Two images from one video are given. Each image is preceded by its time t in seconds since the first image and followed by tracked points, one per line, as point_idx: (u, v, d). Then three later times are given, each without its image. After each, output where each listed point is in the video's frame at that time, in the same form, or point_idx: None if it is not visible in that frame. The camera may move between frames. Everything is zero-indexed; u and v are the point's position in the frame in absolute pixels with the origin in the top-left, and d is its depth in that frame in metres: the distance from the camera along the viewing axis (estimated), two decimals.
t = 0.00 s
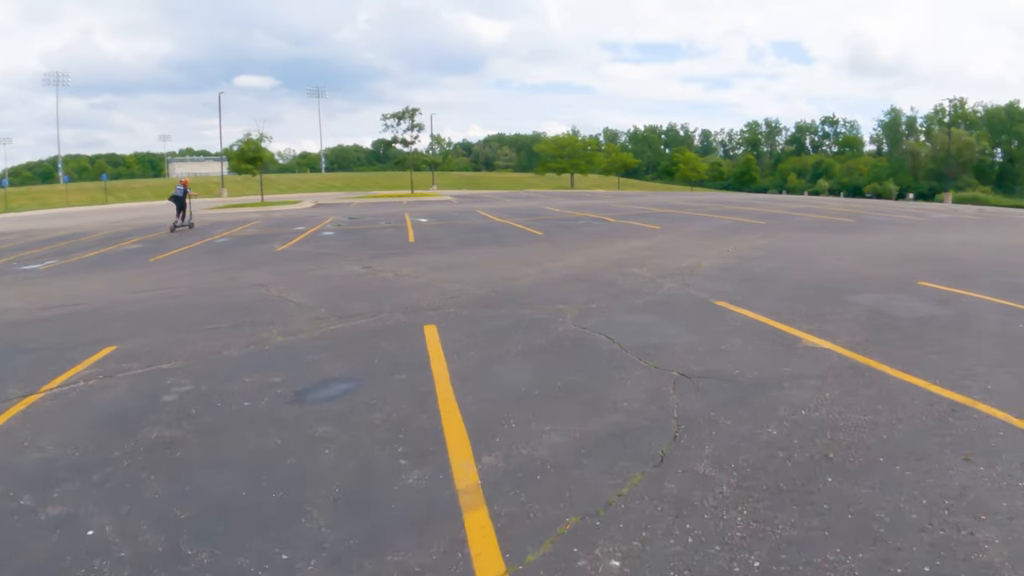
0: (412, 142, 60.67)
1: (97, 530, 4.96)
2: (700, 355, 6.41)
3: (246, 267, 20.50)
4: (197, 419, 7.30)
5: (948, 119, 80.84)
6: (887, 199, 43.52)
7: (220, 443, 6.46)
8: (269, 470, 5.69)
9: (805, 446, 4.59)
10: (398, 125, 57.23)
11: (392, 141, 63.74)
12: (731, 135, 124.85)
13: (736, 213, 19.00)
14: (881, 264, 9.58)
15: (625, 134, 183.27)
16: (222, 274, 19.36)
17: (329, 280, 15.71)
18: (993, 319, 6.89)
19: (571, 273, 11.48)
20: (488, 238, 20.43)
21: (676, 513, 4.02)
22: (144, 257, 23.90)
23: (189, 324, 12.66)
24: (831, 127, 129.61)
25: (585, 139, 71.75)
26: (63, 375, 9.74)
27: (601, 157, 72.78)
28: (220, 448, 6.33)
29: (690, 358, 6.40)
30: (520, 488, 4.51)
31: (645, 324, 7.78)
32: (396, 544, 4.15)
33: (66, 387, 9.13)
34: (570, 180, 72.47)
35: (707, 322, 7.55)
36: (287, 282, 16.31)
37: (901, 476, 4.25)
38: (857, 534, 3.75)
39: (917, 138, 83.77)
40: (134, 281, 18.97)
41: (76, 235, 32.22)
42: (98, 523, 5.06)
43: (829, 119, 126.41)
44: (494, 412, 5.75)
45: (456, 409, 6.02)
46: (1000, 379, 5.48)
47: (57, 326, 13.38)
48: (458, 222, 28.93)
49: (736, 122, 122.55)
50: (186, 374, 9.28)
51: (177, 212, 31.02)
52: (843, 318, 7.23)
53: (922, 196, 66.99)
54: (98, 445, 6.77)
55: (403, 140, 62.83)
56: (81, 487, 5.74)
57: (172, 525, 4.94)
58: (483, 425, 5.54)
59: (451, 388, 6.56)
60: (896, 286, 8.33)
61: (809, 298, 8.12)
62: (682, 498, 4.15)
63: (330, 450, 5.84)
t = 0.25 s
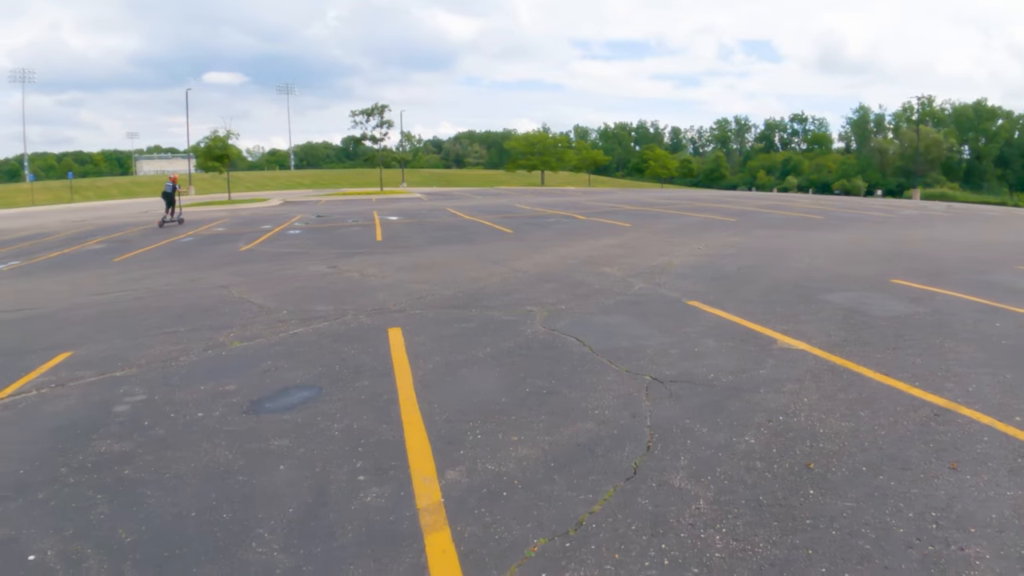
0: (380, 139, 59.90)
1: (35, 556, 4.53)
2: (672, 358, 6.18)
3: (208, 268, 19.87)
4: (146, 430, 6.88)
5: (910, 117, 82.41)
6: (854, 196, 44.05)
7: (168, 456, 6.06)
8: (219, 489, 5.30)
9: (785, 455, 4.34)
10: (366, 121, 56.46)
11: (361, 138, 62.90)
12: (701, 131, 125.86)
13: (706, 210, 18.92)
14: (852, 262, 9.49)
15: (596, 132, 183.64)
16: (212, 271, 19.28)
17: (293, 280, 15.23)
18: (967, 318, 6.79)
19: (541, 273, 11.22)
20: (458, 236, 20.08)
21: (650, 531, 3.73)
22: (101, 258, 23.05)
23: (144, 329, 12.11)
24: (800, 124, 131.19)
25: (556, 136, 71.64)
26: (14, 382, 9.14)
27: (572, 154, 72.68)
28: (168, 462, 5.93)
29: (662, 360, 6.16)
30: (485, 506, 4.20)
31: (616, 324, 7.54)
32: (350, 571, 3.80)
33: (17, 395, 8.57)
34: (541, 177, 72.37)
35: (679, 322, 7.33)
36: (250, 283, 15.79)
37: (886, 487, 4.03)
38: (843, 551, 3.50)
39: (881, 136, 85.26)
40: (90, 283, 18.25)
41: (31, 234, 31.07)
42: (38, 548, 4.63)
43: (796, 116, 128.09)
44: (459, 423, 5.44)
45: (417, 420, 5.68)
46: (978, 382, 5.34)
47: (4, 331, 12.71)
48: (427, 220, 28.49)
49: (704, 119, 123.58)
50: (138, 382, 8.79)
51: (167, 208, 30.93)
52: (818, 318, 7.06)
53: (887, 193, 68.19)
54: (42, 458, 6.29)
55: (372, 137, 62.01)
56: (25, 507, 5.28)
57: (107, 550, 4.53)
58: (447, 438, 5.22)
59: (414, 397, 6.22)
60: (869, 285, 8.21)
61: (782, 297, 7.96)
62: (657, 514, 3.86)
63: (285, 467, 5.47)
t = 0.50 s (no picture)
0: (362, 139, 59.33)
1: None
2: (656, 362, 5.92)
3: (183, 269, 19.39)
4: (100, 438, 6.49)
5: (891, 118, 83.10)
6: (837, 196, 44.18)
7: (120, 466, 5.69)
8: (175, 505, 4.95)
9: (774, 467, 4.09)
10: (348, 121, 55.85)
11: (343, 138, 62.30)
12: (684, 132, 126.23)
13: (690, 210, 18.72)
14: (838, 262, 9.30)
15: (580, 132, 183.81)
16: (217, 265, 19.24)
17: (268, 282, 14.83)
18: (956, 318, 6.59)
19: (521, 275, 10.95)
20: (438, 237, 19.75)
21: (632, 552, 3.45)
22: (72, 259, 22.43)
23: (112, 333, 11.68)
24: (782, 124, 132.07)
25: (540, 136, 71.41)
26: None
27: (555, 154, 72.51)
28: (120, 473, 5.57)
29: (645, 365, 5.90)
30: (457, 525, 3.90)
31: (597, 327, 7.28)
32: None
33: None
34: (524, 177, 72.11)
35: (662, 324, 7.09)
36: (224, 285, 15.37)
37: (882, 501, 3.79)
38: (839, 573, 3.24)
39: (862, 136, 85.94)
40: (60, 285, 17.71)
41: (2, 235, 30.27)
42: None
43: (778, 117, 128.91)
44: (431, 434, 5.14)
45: (387, 431, 5.37)
46: (971, 386, 5.14)
47: None
48: (408, 220, 28.10)
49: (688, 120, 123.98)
50: (99, 388, 8.39)
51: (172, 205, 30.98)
52: (804, 318, 6.85)
53: (868, 193, 68.68)
54: None
55: (354, 137, 61.37)
56: None
57: (47, 571, 4.18)
58: (418, 450, 4.92)
59: (384, 406, 5.91)
60: (855, 285, 8.02)
61: (767, 297, 7.75)
62: (639, 534, 3.58)
63: (246, 482, 5.13)
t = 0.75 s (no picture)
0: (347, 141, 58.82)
1: None
2: (638, 373, 5.64)
3: (159, 274, 18.92)
4: (50, 452, 6.10)
5: (875, 119, 83.65)
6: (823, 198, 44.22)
7: (65, 485, 5.30)
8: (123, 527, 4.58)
9: (762, 489, 3.81)
10: (332, 122, 55.32)
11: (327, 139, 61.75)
12: (670, 134, 126.53)
13: (676, 212, 18.50)
14: (825, 265, 9.08)
15: (567, 134, 183.92)
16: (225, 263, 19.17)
17: (244, 287, 14.44)
18: (948, 324, 6.35)
19: (502, 280, 10.65)
20: (420, 240, 19.40)
21: None
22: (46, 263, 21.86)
23: (79, 340, 11.24)
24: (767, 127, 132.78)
25: (526, 138, 71.18)
26: None
27: (541, 156, 72.34)
28: (65, 492, 5.18)
29: (627, 376, 5.61)
30: (420, 556, 3.58)
31: (578, 335, 6.99)
32: None
33: None
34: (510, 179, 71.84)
35: (645, 332, 6.81)
36: (199, 290, 14.95)
37: (878, 526, 3.51)
38: None
39: (847, 138, 86.48)
40: (30, 290, 17.19)
41: None
42: None
43: (763, 119, 129.56)
44: (398, 453, 4.81)
45: (353, 450, 5.05)
46: (967, 397, 4.88)
47: None
48: (392, 223, 27.72)
49: (674, 121, 124.31)
50: (58, 399, 7.98)
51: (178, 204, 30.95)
52: (792, 324, 6.59)
53: (854, 195, 69.02)
54: None
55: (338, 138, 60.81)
56: None
57: None
58: (384, 471, 4.60)
59: (352, 422, 5.59)
60: (844, 288, 7.78)
61: (753, 302, 7.49)
62: (617, 567, 3.28)
63: (202, 503, 4.78)
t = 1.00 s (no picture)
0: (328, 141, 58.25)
1: None
2: (618, 383, 5.39)
3: (131, 277, 18.43)
4: None
5: (856, 120, 84.36)
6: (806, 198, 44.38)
7: (6, 501, 4.95)
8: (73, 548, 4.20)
9: (749, 509, 3.57)
10: (313, 122, 54.72)
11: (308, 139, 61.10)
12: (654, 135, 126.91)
13: (658, 213, 18.34)
14: (809, 267, 8.89)
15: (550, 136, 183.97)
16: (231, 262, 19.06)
17: (217, 291, 14.05)
18: (936, 327, 6.16)
19: (481, 285, 10.38)
20: (400, 243, 19.07)
21: None
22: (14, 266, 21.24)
23: (40, 347, 10.80)
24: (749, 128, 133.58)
25: (510, 139, 70.97)
26: None
27: (524, 158, 72.25)
28: (4, 508, 4.83)
29: (606, 386, 5.36)
30: None
31: (557, 342, 6.73)
32: None
33: None
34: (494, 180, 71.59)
35: (626, 338, 6.56)
36: (170, 295, 14.53)
37: (873, 549, 3.28)
38: None
39: (828, 139, 87.15)
40: None
41: None
42: None
43: (746, 120, 130.38)
44: (364, 472, 4.52)
45: (316, 468, 4.76)
46: (959, 406, 4.67)
47: None
48: (372, 224, 27.33)
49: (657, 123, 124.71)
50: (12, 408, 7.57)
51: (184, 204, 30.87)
52: (777, 329, 6.38)
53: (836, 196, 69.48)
54: None
55: (319, 139, 60.16)
56: None
57: None
58: (347, 492, 4.31)
59: (317, 437, 5.30)
60: (828, 291, 7.59)
61: (736, 306, 7.28)
62: None
63: (156, 523, 4.41)
